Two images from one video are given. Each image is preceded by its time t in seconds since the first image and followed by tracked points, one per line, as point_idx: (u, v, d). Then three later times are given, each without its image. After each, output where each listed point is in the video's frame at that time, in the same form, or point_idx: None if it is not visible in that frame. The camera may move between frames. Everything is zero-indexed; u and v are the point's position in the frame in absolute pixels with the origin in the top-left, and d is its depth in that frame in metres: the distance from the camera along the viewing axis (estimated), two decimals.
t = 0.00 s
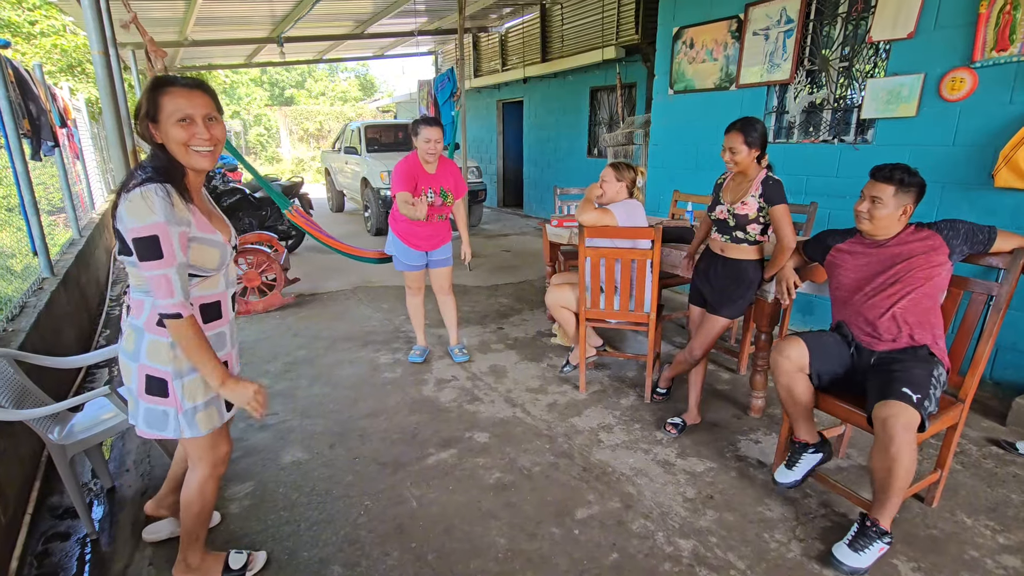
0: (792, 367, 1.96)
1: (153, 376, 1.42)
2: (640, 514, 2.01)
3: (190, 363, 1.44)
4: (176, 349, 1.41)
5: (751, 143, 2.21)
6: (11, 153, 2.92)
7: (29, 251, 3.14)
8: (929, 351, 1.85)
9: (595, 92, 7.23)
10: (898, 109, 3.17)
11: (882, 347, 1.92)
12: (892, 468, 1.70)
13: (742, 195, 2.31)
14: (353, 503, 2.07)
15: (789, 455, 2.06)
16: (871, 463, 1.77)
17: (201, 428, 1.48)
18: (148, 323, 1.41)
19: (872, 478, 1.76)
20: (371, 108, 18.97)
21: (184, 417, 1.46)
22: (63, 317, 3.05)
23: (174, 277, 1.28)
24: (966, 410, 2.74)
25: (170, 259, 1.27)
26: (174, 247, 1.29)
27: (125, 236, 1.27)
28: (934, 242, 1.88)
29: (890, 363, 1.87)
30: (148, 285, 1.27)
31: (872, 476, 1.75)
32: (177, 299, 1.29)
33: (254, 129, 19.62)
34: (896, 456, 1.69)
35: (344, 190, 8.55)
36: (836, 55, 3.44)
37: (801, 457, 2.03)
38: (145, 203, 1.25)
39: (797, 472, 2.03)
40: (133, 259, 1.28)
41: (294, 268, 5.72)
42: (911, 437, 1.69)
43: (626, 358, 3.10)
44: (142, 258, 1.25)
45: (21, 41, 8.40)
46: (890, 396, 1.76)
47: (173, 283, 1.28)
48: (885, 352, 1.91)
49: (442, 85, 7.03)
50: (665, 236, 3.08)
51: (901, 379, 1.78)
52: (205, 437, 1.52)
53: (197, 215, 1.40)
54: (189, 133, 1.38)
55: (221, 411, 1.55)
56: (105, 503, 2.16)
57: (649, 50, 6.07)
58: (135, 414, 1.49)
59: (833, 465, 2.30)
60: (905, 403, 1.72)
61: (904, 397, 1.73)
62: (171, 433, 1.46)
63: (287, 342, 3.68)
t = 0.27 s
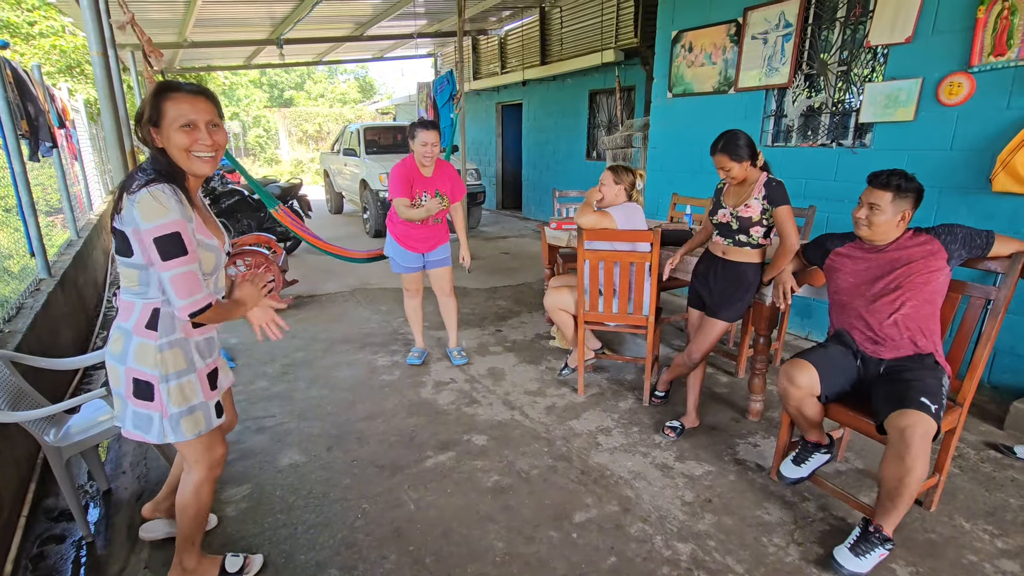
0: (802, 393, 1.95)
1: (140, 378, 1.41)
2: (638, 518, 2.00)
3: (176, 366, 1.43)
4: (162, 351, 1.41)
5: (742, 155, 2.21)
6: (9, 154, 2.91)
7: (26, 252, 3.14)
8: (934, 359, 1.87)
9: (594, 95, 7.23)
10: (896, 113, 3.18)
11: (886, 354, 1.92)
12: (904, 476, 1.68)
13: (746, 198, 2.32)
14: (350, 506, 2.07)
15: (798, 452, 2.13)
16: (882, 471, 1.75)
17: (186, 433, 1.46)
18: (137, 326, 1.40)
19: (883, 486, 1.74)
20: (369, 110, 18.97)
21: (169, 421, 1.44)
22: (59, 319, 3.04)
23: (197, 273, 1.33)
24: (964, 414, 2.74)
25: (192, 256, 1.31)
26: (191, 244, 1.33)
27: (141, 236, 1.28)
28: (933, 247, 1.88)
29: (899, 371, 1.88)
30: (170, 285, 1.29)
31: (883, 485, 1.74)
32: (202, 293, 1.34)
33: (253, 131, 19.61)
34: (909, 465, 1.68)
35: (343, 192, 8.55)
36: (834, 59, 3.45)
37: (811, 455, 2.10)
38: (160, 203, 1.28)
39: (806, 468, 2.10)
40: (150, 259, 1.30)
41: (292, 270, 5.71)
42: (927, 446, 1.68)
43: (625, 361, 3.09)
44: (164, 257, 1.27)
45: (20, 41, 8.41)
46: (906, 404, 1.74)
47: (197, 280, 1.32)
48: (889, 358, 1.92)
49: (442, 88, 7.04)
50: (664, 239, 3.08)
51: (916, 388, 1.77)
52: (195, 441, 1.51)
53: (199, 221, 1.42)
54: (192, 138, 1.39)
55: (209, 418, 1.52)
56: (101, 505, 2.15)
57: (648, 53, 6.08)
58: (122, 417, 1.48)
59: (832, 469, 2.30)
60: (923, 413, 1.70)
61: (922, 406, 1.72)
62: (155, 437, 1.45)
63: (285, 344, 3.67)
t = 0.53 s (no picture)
0: (806, 401, 1.94)
1: (123, 377, 1.41)
2: (636, 521, 2.00)
3: (158, 366, 1.42)
4: (144, 351, 1.40)
5: (735, 161, 2.21)
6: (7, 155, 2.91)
7: (23, 253, 3.13)
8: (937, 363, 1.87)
9: (593, 98, 7.24)
10: (894, 117, 3.18)
11: (887, 357, 1.92)
12: (926, 488, 1.64)
13: (743, 201, 2.31)
14: (347, 509, 2.06)
15: (797, 457, 2.11)
16: (901, 480, 1.70)
17: (165, 435, 1.44)
18: (121, 324, 1.40)
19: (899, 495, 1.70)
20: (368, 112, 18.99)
21: (149, 422, 1.42)
22: (56, 320, 3.03)
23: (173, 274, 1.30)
24: (962, 417, 2.74)
25: (168, 257, 1.29)
26: (169, 246, 1.31)
27: (120, 239, 1.27)
28: (931, 250, 1.88)
29: (910, 379, 1.86)
30: (146, 286, 1.27)
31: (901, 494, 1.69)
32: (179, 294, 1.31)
33: (252, 132, 19.62)
34: (936, 477, 1.63)
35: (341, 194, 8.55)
36: (833, 63, 3.46)
37: (810, 459, 2.08)
38: (137, 204, 1.26)
39: (804, 473, 2.08)
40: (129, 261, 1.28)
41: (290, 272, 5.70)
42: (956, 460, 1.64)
43: (623, 364, 3.09)
44: (140, 258, 1.26)
45: (19, 42, 8.43)
46: (935, 415, 1.70)
47: (174, 282, 1.29)
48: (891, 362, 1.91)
49: (440, 90, 7.04)
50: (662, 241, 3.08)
51: (940, 399, 1.74)
52: (180, 442, 1.50)
53: (183, 222, 1.40)
54: (194, 142, 1.40)
55: (193, 420, 1.50)
56: (96, 508, 2.14)
57: (646, 56, 6.08)
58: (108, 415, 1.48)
59: (830, 472, 2.30)
60: (953, 424, 1.66)
61: (952, 418, 1.68)
62: (135, 437, 1.43)
63: (283, 346, 3.66)
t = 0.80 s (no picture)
0: (784, 394, 1.97)
1: (122, 374, 1.41)
2: (634, 523, 1.99)
3: (158, 360, 1.43)
4: (143, 346, 1.40)
5: (732, 164, 2.21)
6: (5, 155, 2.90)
7: (21, 254, 3.12)
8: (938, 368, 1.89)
9: (592, 100, 7.26)
10: (892, 120, 3.20)
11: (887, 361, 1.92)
12: (955, 500, 1.64)
13: (740, 204, 2.33)
14: (345, 511, 2.05)
15: (793, 458, 2.11)
16: (928, 491, 1.69)
17: (169, 426, 1.46)
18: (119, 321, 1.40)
19: (923, 504, 1.69)
20: (367, 114, 19.00)
21: (151, 415, 1.43)
22: (53, 321, 3.02)
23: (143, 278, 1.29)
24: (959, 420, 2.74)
25: (145, 260, 1.29)
26: (155, 250, 1.31)
27: (110, 234, 1.29)
28: (927, 254, 1.89)
29: (923, 388, 1.85)
30: (114, 281, 1.28)
31: (925, 504, 1.68)
32: (141, 300, 1.30)
33: (251, 134, 19.63)
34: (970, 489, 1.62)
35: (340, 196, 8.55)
36: (830, 67, 3.48)
37: (805, 460, 2.07)
38: (137, 206, 1.29)
39: (801, 473, 2.08)
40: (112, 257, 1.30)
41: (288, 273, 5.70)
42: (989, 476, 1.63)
43: (621, 367, 3.09)
44: (121, 255, 1.27)
45: (18, 43, 8.44)
46: (970, 429, 1.68)
47: (140, 287, 1.29)
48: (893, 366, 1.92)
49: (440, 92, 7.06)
50: (660, 244, 3.09)
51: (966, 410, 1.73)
52: (181, 434, 1.51)
53: (179, 225, 1.42)
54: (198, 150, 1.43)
55: (193, 410, 1.52)
56: (93, 510, 2.13)
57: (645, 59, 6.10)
58: (105, 414, 1.48)
59: (828, 474, 2.30)
60: (988, 438, 1.65)
61: (983, 432, 1.67)
62: (136, 431, 1.44)
63: (281, 347, 3.66)
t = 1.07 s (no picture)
0: (777, 393, 1.97)
1: (117, 374, 1.41)
2: (633, 526, 1.99)
3: (151, 358, 1.44)
4: (136, 345, 1.41)
5: (733, 165, 2.22)
6: (5, 156, 2.90)
7: (20, 255, 3.12)
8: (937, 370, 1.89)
9: (591, 103, 7.27)
10: (890, 124, 3.21)
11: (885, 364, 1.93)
12: (951, 501, 1.62)
13: (740, 204, 2.33)
14: (343, 513, 2.05)
15: (791, 459, 2.12)
16: (921, 493, 1.67)
17: (171, 420, 1.47)
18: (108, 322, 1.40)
19: (917, 506, 1.67)
20: (367, 116, 19.02)
21: (153, 410, 1.44)
22: (52, 322, 3.02)
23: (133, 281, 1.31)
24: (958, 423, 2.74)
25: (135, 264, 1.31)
26: (144, 254, 1.33)
27: (96, 234, 1.29)
28: (926, 257, 1.90)
29: (918, 390, 1.85)
30: (99, 281, 1.28)
31: (920, 506, 1.66)
32: (130, 300, 1.32)
33: (251, 136, 19.63)
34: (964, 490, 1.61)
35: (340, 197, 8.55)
36: (829, 70, 3.49)
37: (802, 462, 2.08)
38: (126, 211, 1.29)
39: (798, 475, 2.08)
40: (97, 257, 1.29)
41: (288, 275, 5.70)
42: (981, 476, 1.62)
43: (621, 369, 3.09)
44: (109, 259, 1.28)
45: (18, 44, 8.46)
46: (964, 430, 1.67)
47: (128, 288, 1.30)
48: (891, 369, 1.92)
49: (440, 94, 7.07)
50: (659, 246, 3.09)
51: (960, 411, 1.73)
52: (182, 429, 1.51)
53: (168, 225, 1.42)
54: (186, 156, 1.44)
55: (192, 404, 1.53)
56: (91, 512, 2.13)
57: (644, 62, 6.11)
58: (99, 416, 1.47)
59: (827, 477, 2.30)
60: (981, 438, 1.64)
61: (976, 432, 1.66)
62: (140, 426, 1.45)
63: (280, 349, 3.66)
